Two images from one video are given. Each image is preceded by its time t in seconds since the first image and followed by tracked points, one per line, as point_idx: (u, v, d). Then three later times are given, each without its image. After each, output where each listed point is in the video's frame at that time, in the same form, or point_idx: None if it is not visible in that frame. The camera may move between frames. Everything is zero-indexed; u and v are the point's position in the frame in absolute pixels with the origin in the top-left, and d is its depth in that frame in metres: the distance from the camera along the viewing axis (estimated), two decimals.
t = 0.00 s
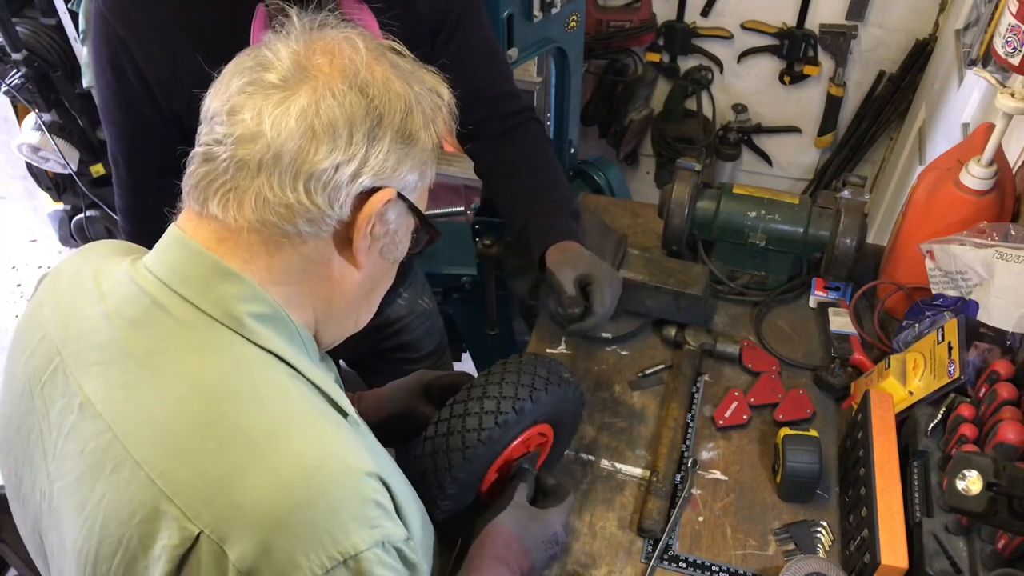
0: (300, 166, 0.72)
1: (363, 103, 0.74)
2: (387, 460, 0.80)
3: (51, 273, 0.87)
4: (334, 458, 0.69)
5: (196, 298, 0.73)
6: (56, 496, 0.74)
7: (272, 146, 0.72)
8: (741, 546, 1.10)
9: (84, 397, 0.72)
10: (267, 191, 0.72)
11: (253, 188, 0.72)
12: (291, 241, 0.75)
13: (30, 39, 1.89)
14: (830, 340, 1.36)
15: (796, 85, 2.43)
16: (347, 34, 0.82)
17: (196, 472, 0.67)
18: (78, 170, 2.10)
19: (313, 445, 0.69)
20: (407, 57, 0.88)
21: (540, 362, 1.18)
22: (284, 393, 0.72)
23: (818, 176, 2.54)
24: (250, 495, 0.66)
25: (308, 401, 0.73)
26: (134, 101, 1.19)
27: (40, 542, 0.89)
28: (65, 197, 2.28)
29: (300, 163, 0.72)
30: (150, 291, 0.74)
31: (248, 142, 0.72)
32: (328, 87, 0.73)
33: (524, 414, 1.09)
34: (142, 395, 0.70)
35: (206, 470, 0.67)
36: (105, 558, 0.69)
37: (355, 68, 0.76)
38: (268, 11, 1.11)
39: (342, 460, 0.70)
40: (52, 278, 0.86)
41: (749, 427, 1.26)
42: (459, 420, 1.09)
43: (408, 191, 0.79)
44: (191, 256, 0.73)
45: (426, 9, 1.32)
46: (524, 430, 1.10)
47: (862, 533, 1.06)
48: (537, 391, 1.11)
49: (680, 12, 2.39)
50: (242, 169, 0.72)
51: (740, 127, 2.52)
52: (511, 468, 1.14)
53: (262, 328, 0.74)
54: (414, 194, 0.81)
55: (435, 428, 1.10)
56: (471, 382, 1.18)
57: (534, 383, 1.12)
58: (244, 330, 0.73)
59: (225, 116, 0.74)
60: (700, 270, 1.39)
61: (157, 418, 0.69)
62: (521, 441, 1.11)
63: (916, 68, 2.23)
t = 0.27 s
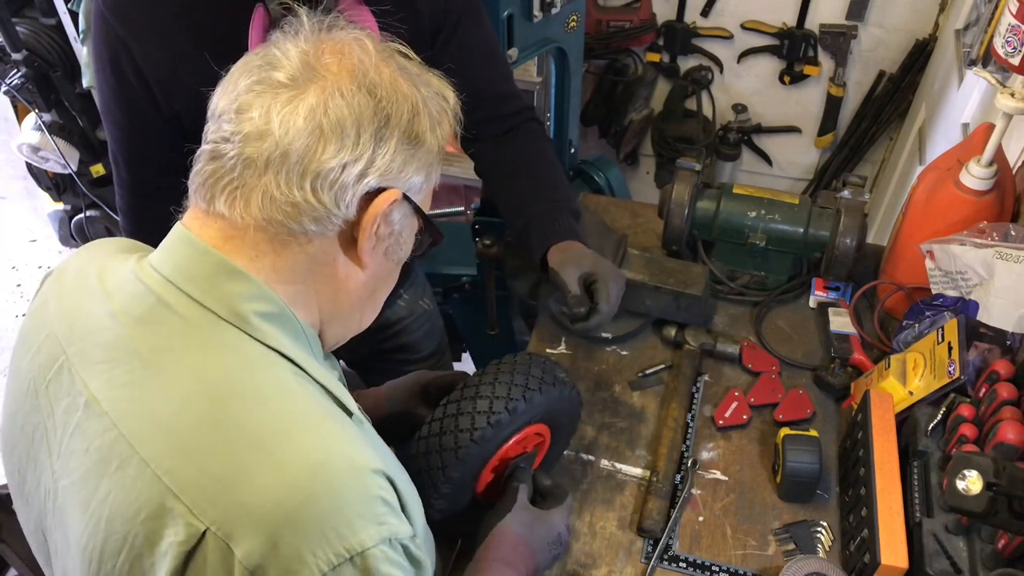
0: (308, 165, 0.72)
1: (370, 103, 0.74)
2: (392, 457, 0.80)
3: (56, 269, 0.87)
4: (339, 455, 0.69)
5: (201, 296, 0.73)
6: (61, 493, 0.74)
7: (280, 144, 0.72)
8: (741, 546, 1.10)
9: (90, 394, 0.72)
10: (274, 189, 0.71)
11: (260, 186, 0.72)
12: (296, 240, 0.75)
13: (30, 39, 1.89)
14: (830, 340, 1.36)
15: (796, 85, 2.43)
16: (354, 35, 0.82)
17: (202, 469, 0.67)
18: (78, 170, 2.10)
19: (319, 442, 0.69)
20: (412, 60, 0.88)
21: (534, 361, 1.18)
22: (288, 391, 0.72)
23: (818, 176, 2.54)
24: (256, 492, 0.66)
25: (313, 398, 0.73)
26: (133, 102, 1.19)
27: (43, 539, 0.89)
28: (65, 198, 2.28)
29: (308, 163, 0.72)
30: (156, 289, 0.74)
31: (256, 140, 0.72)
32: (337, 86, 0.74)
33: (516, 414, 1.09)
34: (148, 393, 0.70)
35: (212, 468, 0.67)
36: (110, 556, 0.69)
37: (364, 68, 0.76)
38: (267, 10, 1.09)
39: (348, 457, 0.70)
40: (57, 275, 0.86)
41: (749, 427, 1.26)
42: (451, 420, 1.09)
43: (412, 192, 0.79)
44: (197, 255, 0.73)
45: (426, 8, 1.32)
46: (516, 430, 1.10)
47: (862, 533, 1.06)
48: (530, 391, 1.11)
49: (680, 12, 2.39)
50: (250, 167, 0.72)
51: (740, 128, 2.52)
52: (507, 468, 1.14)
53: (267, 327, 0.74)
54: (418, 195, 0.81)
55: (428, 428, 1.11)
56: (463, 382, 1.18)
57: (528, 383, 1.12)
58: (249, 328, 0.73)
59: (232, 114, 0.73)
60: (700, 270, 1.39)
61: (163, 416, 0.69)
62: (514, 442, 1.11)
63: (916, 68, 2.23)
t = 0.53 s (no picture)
0: (312, 164, 0.72)
1: (376, 103, 0.74)
2: (395, 455, 0.80)
3: (60, 266, 0.87)
4: (343, 454, 0.69)
5: (205, 295, 0.73)
6: (65, 490, 0.74)
7: (286, 142, 0.72)
8: (741, 546, 1.10)
9: (95, 392, 0.73)
10: (278, 187, 0.71)
11: (265, 183, 0.72)
12: (301, 239, 0.75)
13: (30, 39, 1.89)
14: (830, 340, 1.36)
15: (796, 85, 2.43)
16: (360, 35, 0.82)
17: (206, 468, 0.67)
18: (78, 170, 2.10)
19: (323, 441, 0.69)
20: (417, 62, 0.88)
21: (533, 363, 1.18)
22: (292, 389, 0.72)
23: (818, 176, 2.54)
24: (260, 491, 0.66)
25: (317, 396, 0.73)
26: (133, 102, 1.19)
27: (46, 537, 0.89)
28: (65, 198, 2.28)
29: (313, 162, 0.72)
30: (159, 287, 0.74)
31: (262, 138, 0.72)
32: (343, 86, 0.73)
33: (515, 418, 1.09)
34: (153, 392, 0.70)
35: (216, 466, 0.67)
36: (114, 553, 0.70)
37: (369, 68, 0.76)
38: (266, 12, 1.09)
39: (352, 456, 0.70)
40: (61, 273, 0.86)
41: (749, 427, 1.26)
42: (450, 424, 1.09)
43: (416, 193, 0.79)
44: (200, 254, 0.73)
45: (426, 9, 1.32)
46: (514, 433, 1.10)
47: (862, 533, 1.06)
48: (529, 395, 1.11)
49: (680, 12, 2.40)
50: (255, 164, 0.72)
51: (740, 128, 2.52)
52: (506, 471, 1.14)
53: (271, 325, 0.74)
54: (422, 196, 0.81)
55: (427, 432, 1.11)
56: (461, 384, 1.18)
57: (526, 387, 1.12)
58: (253, 327, 0.73)
59: (237, 112, 0.73)
60: (700, 270, 1.39)
61: (168, 414, 0.69)
62: (514, 445, 1.12)
63: (916, 68, 2.23)
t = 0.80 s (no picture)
0: (315, 170, 0.71)
1: (382, 110, 0.73)
2: (395, 462, 0.80)
3: (62, 265, 0.87)
4: (343, 460, 0.69)
5: (206, 299, 0.73)
6: (64, 492, 0.74)
7: (290, 147, 0.71)
8: (741, 546, 1.10)
9: (95, 394, 0.73)
10: (282, 193, 0.71)
11: (268, 188, 0.72)
12: (303, 244, 0.74)
13: (30, 39, 1.89)
14: (830, 340, 1.36)
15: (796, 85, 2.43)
16: (370, 38, 0.81)
17: (205, 473, 0.67)
18: (78, 170, 2.10)
19: (323, 448, 0.69)
20: (428, 65, 0.87)
21: (539, 369, 1.18)
22: (293, 395, 0.72)
23: (818, 176, 2.54)
24: (259, 498, 0.66)
25: (317, 401, 0.73)
26: (132, 102, 1.19)
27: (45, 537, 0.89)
28: (65, 197, 2.28)
29: (317, 168, 0.71)
30: (161, 290, 0.74)
31: (266, 142, 0.72)
32: (349, 92, 0.73)
33: (520, 423, 1.09)
34: (153, 395, 0.70)
35: (215, 472, 0.67)
36: (113, 557, 0.69)
37: (374, 73, 0.75)
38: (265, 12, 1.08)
39: (352, 463, 0.70)
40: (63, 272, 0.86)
41: (749, 428, 1.26)
42: (452, 427, 1.09)
43: (421, 199, 0.79)
44: (203, 257, 0.73)
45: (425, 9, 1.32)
46: (519, 437, 1.09)
47: (862, 533, 1.06)
48: (534, 400, 1.11)
49: (680, 12, 2.39)
50: (258, 168, 0.72)
51: (740, 127, 2.52)
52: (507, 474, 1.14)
53: (272, 330, 0.74)
54: (428, 203, 0.80)
55: (430, 433, 1.11)
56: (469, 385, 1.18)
57: (532, 392, 1.12)
58: (254, 332, 0.73)
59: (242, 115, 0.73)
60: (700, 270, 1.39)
61: (168, 419, 0.69)
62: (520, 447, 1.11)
63: (916, 68, 2.23)
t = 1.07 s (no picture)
0: (309, 212, 0.67)
1: (389, 150, 0.66)
2: (390, 501, 0.79)
3: (60, 273, 0.87)
4: (329, 508, 0.68)
5: (201, 330, 0.72)
6: (54, 509, 0.74)
7: (284, 184, 0.67)
8: (741, 546, 1.10)
9: (87, 417, 0.72)
10: (274, 230, 0.68)
11: (262, 222, 0.69)
12: (297, 280, 0.72)
13: (30, 38, 1.89)
14: (830, 340, 1.36)
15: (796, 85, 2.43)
16: (409, 63, 0.75)
17: (189, 516, 0.66)
18: (78, 170, 2.10)
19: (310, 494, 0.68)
20: (476, 95, 0.79)
21: (529, 354, 1.18)
22: (284, 435, 0.71)
23: (818, 176, 2.54)
24: (241, 546, 0.66)
25: (310, 441, 0.72)
26: (132, 103, 1.19)
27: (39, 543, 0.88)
28: (65, 198, 2.28)
29: (311, 209, 0.67)
30: (157, 313, 0.74)
31: (265, 174, 0.68)
32: (355, 130, 0.66)
33: (508, 404, 1.08)
34: (143, 429, 0.69)
35: (200, 514, 0.66)
36: None
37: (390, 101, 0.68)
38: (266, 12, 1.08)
39: (339, 512, 0.69)
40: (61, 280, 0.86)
41: (749, 427, 1.26)
42: (444, 407, 1.10)
43: (436, 242, 0.72)
44: (200, 285, 0.72)
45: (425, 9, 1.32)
46: (509, 418, 1.09)
47: (862, 533, 1.06)
48: (522, 380, 1.10)
49: (680, 12, 2.40)
50: (257, 199, 0.69)
51: (740, 128, 2.52)
52: (497, 462, 1.14)
53: (268, 364, 0.73)
54: (446, 247, 0.73)
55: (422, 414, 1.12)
56: (460, 371, 1.20)
57: (521, 373, 1.12)
58: (249, 367, 0.72)
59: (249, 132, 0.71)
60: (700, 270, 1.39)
61: (156, 455, 0.68)
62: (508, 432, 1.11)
63: (916, 68, 2.23)
